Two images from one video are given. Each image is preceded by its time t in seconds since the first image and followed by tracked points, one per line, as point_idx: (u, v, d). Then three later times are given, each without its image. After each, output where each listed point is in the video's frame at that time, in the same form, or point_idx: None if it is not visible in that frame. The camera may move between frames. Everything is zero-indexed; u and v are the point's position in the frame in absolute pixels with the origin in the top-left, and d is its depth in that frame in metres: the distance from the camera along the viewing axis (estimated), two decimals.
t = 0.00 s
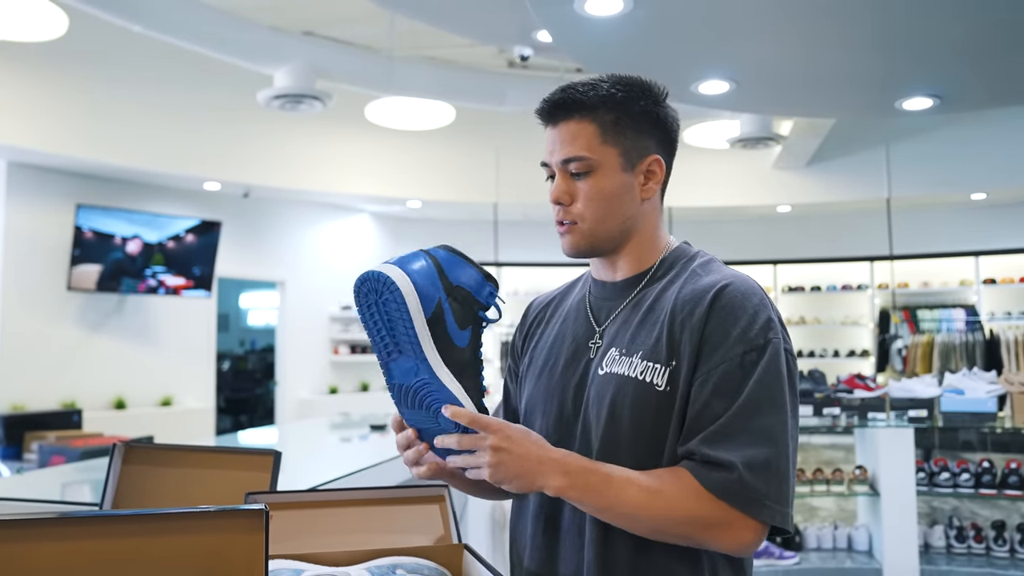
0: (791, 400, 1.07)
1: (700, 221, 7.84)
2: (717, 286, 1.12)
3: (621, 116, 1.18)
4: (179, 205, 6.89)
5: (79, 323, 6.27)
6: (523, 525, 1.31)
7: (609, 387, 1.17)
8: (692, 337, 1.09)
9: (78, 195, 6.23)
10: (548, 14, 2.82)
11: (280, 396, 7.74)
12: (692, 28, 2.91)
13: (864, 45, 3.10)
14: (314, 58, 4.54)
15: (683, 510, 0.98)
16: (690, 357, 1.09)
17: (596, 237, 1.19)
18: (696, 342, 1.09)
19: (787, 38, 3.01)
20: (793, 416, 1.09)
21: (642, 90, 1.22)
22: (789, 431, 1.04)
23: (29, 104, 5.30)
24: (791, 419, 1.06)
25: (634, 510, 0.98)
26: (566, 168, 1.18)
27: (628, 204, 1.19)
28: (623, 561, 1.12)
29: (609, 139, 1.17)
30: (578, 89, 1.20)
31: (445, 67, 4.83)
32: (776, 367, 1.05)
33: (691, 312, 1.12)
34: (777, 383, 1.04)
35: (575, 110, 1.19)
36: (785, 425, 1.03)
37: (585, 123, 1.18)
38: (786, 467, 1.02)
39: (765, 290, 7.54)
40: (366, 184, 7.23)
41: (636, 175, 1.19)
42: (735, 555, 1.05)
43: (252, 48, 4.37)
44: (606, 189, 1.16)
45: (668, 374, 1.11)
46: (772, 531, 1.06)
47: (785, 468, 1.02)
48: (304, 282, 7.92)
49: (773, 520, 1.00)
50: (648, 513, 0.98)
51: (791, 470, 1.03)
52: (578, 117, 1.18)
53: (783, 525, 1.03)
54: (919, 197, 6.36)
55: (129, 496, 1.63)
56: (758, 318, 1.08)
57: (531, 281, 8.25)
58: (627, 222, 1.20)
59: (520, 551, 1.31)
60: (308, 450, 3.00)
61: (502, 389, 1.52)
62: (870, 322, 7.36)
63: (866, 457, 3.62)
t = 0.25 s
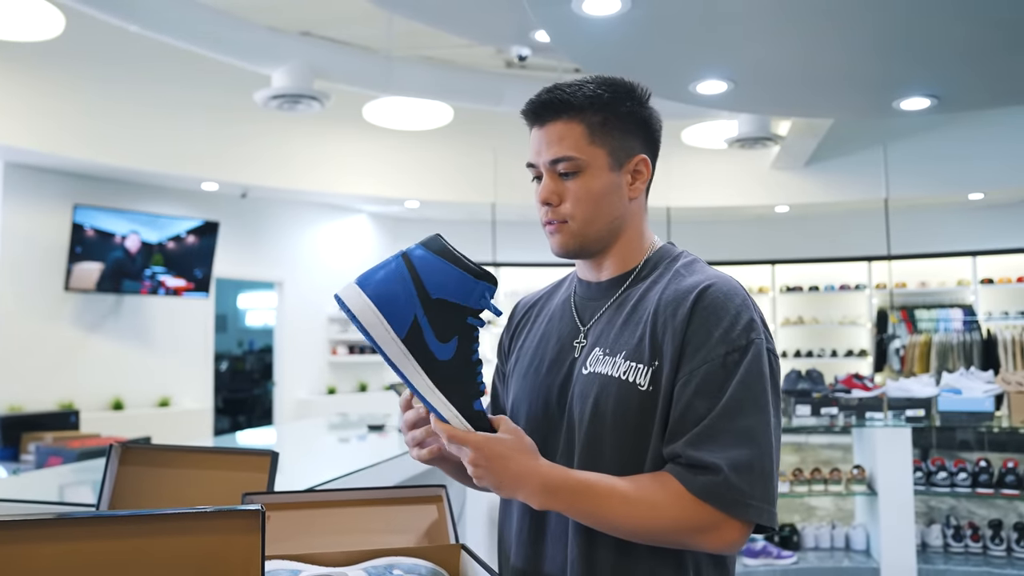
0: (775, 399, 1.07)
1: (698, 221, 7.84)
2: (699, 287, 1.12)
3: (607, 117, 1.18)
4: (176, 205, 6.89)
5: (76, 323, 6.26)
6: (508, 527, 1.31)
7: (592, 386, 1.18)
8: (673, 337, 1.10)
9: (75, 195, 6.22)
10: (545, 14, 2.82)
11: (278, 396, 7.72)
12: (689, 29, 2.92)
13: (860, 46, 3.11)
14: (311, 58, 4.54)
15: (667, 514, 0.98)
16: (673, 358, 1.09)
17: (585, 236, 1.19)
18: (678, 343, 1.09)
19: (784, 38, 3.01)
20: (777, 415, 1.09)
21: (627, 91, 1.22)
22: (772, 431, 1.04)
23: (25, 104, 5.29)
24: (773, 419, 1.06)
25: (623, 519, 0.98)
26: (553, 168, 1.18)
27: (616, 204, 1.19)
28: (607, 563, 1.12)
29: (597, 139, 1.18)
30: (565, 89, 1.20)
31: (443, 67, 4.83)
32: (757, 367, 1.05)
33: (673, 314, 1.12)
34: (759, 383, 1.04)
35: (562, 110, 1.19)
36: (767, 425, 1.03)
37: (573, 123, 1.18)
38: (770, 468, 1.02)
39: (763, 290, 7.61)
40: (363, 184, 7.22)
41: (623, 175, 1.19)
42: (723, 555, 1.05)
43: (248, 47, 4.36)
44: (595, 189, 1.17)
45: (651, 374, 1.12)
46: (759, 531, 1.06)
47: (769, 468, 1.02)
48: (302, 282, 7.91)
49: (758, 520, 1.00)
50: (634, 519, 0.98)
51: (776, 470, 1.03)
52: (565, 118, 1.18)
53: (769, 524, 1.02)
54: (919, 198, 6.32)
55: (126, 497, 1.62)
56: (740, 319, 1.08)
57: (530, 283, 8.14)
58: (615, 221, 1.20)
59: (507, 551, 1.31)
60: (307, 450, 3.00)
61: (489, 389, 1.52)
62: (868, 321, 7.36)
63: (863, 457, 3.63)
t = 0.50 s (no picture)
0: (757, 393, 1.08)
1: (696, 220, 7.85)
2: (678, 283, 1.13)
3: (614, 114, 1.20)
4: (174, 204, 6.88)
5: (74, 322, 6.26)
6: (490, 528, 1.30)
7: (573, 382, 1.18)
8: (655, 332, 1.10)
9: (72, 195, 6.21)
10: (542, 14, 2.82)
11: (276, 395, 7.71)
12: (685, 29, 2.93)
13: (856, 45, 3.12)
14: (308, 57, 4.54)
15: (656, 518, 0.98)
16: (654, 354, 1.09)
17: (579, 230, 1.21)
18: (658, 339, 1.09)
19: (782, 37, 3.02)
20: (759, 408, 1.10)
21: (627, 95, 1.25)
22: (754, 423, 1.04)
23: (22, 102, 5.29)
24: (756, 411, 1.06)
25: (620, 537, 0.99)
26: (558, 156, 1.18)
27: (611, 201, 1.21)
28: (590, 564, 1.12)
29: (603, 134, 1.19)
30: (567, 82, 1.21)
31: (440, 66, 4.83)
32: (738, 360, 1.05)
33: (655, 310, 1.12)
34: (740, 377, 1.04)
35: (572, 99, 1.19)
36: (749, 418, 1.03)
37: (582, 115, 1.19)
38: (755, 459, 1.02)
39: (760, 289, 7.64)
40: (361, 183, 7.22)
41: (620, 174, 1.22)
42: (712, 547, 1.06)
43: (245, 46, 4.36)
44: (595, 182, 1.18)
45: (631, 370, 1.12)
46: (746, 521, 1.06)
47: (753, 460, 1.02)
48: (300, 282, 7.91)
49: (745, 512, 1.01)
50: (625, 526, 0.98)
51: (761, 462, 1.03)
52: (568, 108, 1.19)
53: (755, 514, 1.03)
54: (917, 197, 6.40)
55: (122, 496, 1.62)
56: (722, 315, 1.08)
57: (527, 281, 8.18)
58: (607, 218, 1.22)
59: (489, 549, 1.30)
60: (303, 450, 3.00)
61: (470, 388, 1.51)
62: (865, 320, 7.41)
63: (860, 455, 3.63)
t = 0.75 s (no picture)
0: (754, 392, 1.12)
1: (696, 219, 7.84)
2: (676, 285, 1.16)
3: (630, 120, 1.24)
4: (174, 204, 6.89)
5: (73, 322, 6.27)
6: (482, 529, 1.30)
7: (570, 383, 1.18)
8: (657, 332, 1.12)
9: (72, 195, 6.22)
10: (538, 12, 2.81)
11: (274, 395, 7.71)
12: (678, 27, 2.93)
13: (853, 42, 3.11)
14: (306, 56, 4.54)
15: (667, 517, 1.00)
16: (657, 354, 1.11)
17: (589, 228, 1.21)
18: (661, 339, 1.11)
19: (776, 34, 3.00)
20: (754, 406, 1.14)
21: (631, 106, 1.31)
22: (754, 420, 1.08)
23: (21, 102, 5.29)
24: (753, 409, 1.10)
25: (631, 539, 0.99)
26: (579, 151, 1.19)
27: (618, 204, 1.24)
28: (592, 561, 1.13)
29: (621, 137, 1.22)
30: (587, 78, 1.21)
31: (439, 65, 4.83)
32: (738, 359, 1.09)
33: (657, 310, 1.14)
34: (740, 376, 1.08)
35: (597, 96, 1.20)
36: (750, 416, 1.07)
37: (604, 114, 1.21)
38: (756, 457, 1.06)
39: (759, 288, 7.62)
40: (360, 183, 7.22)
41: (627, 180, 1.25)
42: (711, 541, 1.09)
43: (243, 46, 4.36)
44: (612, 183, 1.20)
45: (631, 370, 1.14)
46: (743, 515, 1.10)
47: (754, 458, 1.06)
48: (299, 281, 7.91)
49: (750, 507, 1.04)
50: (640, 526, 0.99)
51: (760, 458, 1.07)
52: (589, 105, 1.20)
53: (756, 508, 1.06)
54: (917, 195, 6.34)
55: (118, 497, 1.62)
56: (723, 316, 1.12)
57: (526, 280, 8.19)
58: (612, 220, 1.24)
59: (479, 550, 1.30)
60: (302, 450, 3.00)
61: (444, 389, 1.50)
62: (865, 319, 7.40)
63: (860, 454, 3.62)
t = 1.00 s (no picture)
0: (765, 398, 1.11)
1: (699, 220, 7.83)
2: (682, 291, 1.15)
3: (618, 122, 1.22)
4: (177, 208, 6.91)
5: (77, 326, 6.28)
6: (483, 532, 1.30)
7: (574, 390, 1.16)
8: (666, 340, 1.11)
9: (76, 199, 6.24)
10: (539, 15, 2.81)
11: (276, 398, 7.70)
12: (676, 29, 2.91)
13: (853, 44, 3.10)
14: (309, 60, 4.55)
15: (692, 526, 0.98)
16: (665, 362, 1.10)
17: (585, 234, 1.21)
18: (670, 347, 1.10)
19: (775, 36, 2.99)
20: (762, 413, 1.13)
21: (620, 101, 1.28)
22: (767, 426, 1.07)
23: (25, 106, 5.32)
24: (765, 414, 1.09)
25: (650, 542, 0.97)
26: (571, 156, 1.19)
27: (614, 206, 1.23)
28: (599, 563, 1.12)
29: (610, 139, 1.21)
30: (583, 82, 1.21)
31: (441, 68, 4.83)
32: (749, 366, 1.08)
33: (664, 317, 1.13)
34: (752, 382, 1.07)
35: (588, 100, 1.19)
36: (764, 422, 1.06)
37: (592, 117, 1.20)
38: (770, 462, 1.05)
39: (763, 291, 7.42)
40: (362, 186, 7.22)
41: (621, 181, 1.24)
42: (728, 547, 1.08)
43: (246, 50, 4.37)
44: (604, 186, 1.19)
45: (636, 378, 1.13)
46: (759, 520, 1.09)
47: (769, 463, 1.04)
48: (302, 284, 7.91)
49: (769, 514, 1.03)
50: (664, 535, 0.97)
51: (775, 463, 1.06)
52: (583, 109, 1.19)
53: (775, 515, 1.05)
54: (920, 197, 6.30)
55: (120, 500, 1.62)
56: (732, 322, 1.11)
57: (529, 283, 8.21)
58: (609, 223, 1.23)
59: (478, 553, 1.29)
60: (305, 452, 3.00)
61: (440, 391, 1.49)
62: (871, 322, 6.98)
63: (865, 458, 3.60)
